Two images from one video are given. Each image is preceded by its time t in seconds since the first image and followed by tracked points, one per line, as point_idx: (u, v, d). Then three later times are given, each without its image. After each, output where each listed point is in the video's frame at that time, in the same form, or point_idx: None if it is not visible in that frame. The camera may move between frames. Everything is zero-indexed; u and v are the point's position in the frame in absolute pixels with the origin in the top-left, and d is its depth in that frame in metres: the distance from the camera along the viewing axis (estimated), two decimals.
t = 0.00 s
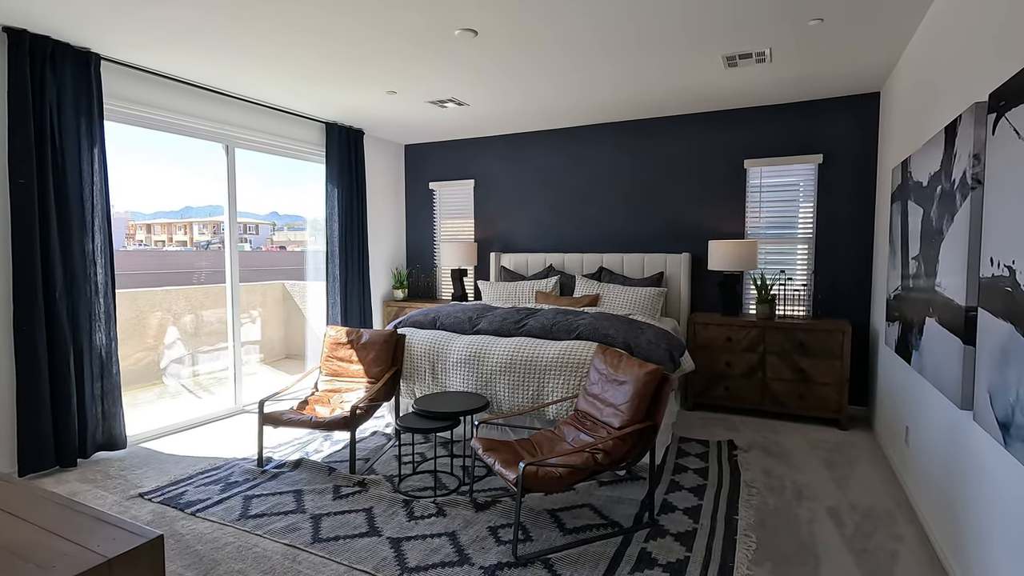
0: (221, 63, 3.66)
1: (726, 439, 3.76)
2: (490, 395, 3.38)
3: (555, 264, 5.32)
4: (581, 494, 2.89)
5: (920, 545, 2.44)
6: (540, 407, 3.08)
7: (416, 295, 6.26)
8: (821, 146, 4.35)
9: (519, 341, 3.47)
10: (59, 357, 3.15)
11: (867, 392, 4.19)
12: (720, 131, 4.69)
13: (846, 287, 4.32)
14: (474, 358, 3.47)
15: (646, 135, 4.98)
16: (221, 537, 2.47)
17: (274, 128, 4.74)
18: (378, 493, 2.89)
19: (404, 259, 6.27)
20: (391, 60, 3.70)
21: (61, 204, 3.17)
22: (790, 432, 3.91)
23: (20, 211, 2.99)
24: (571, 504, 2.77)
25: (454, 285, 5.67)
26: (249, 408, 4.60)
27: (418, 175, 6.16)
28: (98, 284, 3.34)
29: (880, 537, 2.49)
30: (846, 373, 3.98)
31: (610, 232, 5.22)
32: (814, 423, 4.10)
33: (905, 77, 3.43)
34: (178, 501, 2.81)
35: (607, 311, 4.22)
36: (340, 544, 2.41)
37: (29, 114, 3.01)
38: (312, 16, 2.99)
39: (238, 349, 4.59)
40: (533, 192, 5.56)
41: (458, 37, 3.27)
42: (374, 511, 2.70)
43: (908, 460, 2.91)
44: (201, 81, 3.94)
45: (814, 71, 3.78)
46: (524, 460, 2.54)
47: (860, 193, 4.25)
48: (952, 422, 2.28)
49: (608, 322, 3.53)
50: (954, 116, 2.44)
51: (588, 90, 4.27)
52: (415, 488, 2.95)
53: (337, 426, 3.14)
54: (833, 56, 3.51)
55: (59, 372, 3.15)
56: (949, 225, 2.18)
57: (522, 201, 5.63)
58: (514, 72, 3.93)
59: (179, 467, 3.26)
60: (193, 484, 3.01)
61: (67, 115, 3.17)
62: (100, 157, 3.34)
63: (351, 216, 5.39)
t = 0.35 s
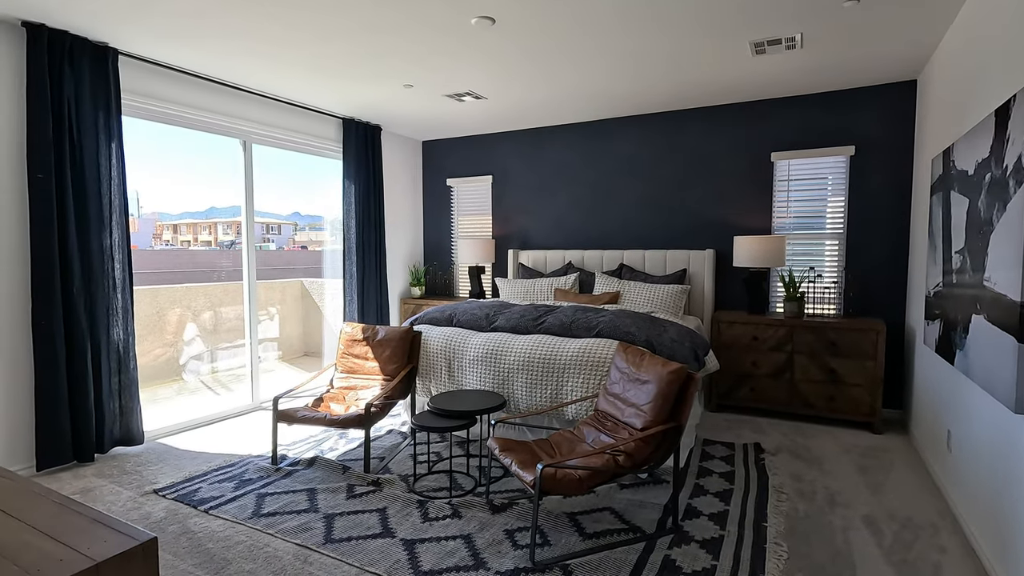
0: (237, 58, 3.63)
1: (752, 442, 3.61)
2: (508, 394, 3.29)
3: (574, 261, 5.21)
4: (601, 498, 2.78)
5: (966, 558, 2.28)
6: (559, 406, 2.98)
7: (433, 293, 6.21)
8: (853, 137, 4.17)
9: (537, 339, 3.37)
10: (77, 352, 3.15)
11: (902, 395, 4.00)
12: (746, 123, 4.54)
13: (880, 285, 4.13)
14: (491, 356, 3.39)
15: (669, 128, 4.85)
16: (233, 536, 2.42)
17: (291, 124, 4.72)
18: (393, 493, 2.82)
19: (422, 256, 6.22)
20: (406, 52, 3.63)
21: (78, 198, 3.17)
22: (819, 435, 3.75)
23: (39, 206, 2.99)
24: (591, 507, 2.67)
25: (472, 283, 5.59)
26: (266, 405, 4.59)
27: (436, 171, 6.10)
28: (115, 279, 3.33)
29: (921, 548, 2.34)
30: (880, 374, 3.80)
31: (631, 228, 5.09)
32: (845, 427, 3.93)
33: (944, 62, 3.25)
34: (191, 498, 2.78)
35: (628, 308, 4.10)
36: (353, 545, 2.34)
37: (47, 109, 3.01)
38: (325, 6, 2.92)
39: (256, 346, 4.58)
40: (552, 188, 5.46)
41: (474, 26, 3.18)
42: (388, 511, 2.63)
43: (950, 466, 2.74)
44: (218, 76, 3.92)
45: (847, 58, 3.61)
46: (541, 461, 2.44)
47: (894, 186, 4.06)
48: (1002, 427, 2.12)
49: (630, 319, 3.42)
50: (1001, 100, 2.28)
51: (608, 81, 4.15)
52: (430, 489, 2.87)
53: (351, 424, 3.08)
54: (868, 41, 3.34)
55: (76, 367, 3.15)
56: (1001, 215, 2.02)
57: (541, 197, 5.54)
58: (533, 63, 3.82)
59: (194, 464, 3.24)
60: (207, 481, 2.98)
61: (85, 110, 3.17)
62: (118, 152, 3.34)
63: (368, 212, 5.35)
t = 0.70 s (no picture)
0: (248, 51, 3.59)
1: (776, 443, 3.48)
2: (522, 392, 3.21)
3: (590, 257, 5.11)
4: (619, 500, 2.69)
5: (1009, 568, 2.14)
6: (575, 405, 2.88)
7: (446, 290, 6.15)
8: (880, 129, 4.02)
9: (552, 336, 3.28)
10: (89, 349, 3.13)
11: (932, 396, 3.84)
12: (768, 114, 4.40)
13: (909, 281, 3.97)
14: (505, 353, 3.31)
15: (687, 121, 4.73)
16: (242, 535, 2.37)
17: (304, 119, 4.69)
18: (404, 493, 2.75)
19: (435, 253, 6.16)
20: (419, 44, 3.56)
21: (90, 193, 3.15)
22: (846, 438, 3.61)
23: (51, 201, 2.98)
24: (608, 510, 2.57)
25: (486, 280, 5.52)
26: (279, 402, 4.56)
27: (448, 168, 6.05)
28: (127, 275, 3.32)
29: (960, 557, 2.21)
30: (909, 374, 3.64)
31: (648, 224, 4.98)
32: (872, 429, 3.78)
33: (981, 45, 3.10)
34: (200, 496, 2.74)
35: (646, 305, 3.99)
36: (362, 546, 2.28)
37: (59, 104, 3.00)
38: None
39: (269, 343, 4.56)
40: (567, 183, 5.37)
41: (488, 14, 3.10)
42: (398, 512, 2.56)
43: (989, 471, 2.60)
44: (230, 70, 3.89)
45: (876, 44, 3.46)
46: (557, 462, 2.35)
47: (925, 179, 3.90)
48: None
49: (648, 316, 3.31)
50: None
51: (626, 72, 4.05)
52: (442, 489, 2.80)
53: (362, 422, 3.01)
54: (899, 26, 3.19)
55: (88, 363, 3.13)
56: None
57: (556, 192, 5.44)
58: (549, 54, 3.72)
59: (205, 461, 3.21)
60: (217, 478, 2.94)
61: (97, 104, 3.16)
62: (130, 146, 3.32)
63: (381, 209, 5.31)
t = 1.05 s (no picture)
0: (255, 45, 3.57)
1: (791, 442, 3.40)
2: (531, 388, 3.15)
3: (600, 253, 5.04)
4: (630, 498, 2.63)
5: None
6: (585, 401, 2.83)
7: (455, 288, 6.11)
8: (898, 121, 3.92)
9: (562, 331, 3.23)
10: (96, 343, 3.12)
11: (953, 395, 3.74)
12: (782, 107, 4.32)
13: (928, 276, 3.87)
14: (514, 348, 3.26)
15: (699, 114, 4.65)
16: (247, 531, 2.34)
17: (312, 114, 4.67)
18: (411, 489, 2.71)
19: (443, 250, 6.12)
20: (427, 37, 3.51)
21: (97, 186, 3.14)
22: (863, 436, 3.52)
23: (58, 195, 2.98)
24: (619, 508, 2.52)
25: (494, 277, 5.47)
26: (287, 398, 4.54)
27: (457, 164, 6.01)
28: (134, 270, 3.31)
29: (986, 559, 2.13)
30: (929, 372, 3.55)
31: (659, 220, 4.91)
32: (890, 428, 3.68)
33: (1004, 32, 3.00)
34: (206, 491, 2.72)
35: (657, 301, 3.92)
36: (368, 543, 2.24)
37: (65, 98, 2.99)
38: None
39: (277, 340, 4.54)
40: (577, 179, 5.31)
41: (497, 4, 3.05)
42: (405, 508, 2.52)
43: (1015, 471, 2.51)
44: (238, 64, 3.88)
45: (894, 33, 3.37)
46: (566, 458, 2.30)
47: (945, 171, 3.79)
48: None
49: (660, 311, 3.24)
50: None
51: (636, 64, 3.99)
52: (450, 486, 2.76)
53: (368, 418, 2.98)
54: (919, 12, 3.10)
55: (95, 358, 3.12)
56: None
57: (565, 188, 5.39)
58: (558, 46, 3.67)
59: (212, 456, 3.19)
60: (223, 474, 2.91)
61: (104, 98, 3.15)
62: (137, 140, 3.31)
63: (389, 205, 5.28)
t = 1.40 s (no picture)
0: (257, 40, 3.57)
1: (794, 437, 3.38)
2: (532, 383, 3.14)
3: (602, 250, 5.02)
4: (632, 492, 2.61)
5: None
6: (586, 395, 2.81)
7: (458, 285, 6.11)
8: (904, 114, 3.89)
9: (564, 325, 3.21)
10: (98, 337, 3.13)
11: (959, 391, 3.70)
12: (786, 101, 4.29)
13: (934, 271, 3.83)
14: (515, 343, 3.24)
15: (702, 110, 4.63)
16: (247, 523, 2.33)
17: (314, 110, 4.67)
18: (412, 483, 2.71)
19: (446, 247, 6.12)
20: (428, 31, 3.50)
21: (100, 180, 3.15)
22: (868, 432, 3.49)
23: (61, 189, 2.98)
24: (621, 502, 2.50)
25: (497, 274, 5.46)
26: (289, 394, 4.54)
27: (459, 161, 6.00)
28: (137, 264, 3.32)
29: (993, 554, 2.10)
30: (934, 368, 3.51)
31: (662, 216, 4.89)
32: (895, 424, 3.65)
33: (1011, 22, 2.96)
34: (208, 484, 2.72)
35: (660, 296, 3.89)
36: (368, 535, 2.23)
37: (68, 92, 3.00)
38: None
39: (280, 337, 4.54)
40: (579, 175, 5.30)
41: None
42: (406, 502, 2.51)
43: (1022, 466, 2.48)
44: (240, 59, 3.88)
45: (900, 25, 3.34)
46: (567, 451, 2.28)
47: (951, 165, 3.76)
48: None
49: (662, 306, 3.22)
50: None
51: (639, 58, 3.96)
52: (451, 479, 2.75)
53: (369, 412, 2.98)
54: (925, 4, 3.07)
55: (98, 350, 3.13)
56: None
57: (567, 184, 5.37)
58: (560, 40, 3.65)
59: (214, 450, 3.20)
60: (225, 467, 2.91)
61: (106, 92, 3.16)
62: (139, 135, 3.32)
63: (391, 201, 5.27)
